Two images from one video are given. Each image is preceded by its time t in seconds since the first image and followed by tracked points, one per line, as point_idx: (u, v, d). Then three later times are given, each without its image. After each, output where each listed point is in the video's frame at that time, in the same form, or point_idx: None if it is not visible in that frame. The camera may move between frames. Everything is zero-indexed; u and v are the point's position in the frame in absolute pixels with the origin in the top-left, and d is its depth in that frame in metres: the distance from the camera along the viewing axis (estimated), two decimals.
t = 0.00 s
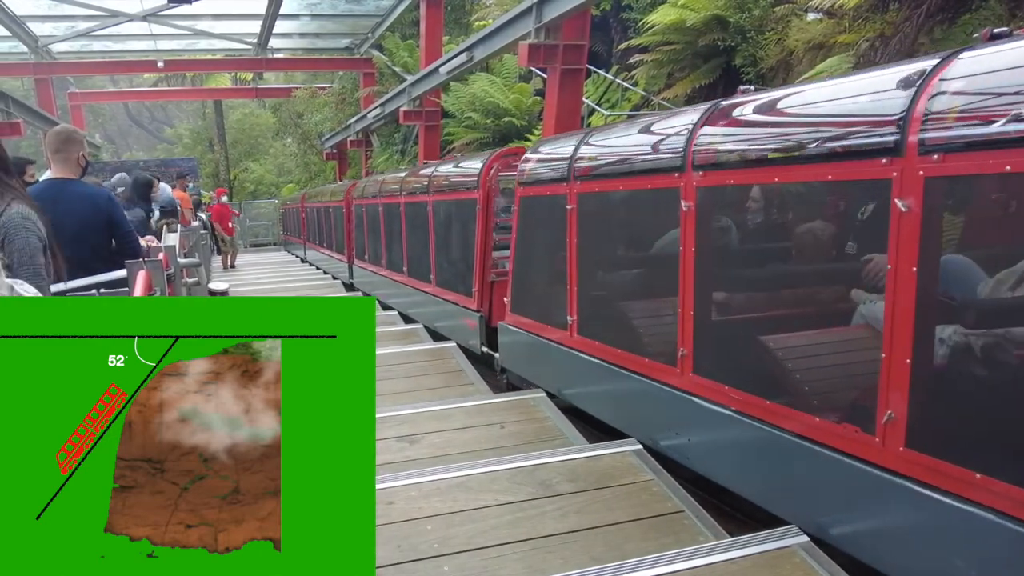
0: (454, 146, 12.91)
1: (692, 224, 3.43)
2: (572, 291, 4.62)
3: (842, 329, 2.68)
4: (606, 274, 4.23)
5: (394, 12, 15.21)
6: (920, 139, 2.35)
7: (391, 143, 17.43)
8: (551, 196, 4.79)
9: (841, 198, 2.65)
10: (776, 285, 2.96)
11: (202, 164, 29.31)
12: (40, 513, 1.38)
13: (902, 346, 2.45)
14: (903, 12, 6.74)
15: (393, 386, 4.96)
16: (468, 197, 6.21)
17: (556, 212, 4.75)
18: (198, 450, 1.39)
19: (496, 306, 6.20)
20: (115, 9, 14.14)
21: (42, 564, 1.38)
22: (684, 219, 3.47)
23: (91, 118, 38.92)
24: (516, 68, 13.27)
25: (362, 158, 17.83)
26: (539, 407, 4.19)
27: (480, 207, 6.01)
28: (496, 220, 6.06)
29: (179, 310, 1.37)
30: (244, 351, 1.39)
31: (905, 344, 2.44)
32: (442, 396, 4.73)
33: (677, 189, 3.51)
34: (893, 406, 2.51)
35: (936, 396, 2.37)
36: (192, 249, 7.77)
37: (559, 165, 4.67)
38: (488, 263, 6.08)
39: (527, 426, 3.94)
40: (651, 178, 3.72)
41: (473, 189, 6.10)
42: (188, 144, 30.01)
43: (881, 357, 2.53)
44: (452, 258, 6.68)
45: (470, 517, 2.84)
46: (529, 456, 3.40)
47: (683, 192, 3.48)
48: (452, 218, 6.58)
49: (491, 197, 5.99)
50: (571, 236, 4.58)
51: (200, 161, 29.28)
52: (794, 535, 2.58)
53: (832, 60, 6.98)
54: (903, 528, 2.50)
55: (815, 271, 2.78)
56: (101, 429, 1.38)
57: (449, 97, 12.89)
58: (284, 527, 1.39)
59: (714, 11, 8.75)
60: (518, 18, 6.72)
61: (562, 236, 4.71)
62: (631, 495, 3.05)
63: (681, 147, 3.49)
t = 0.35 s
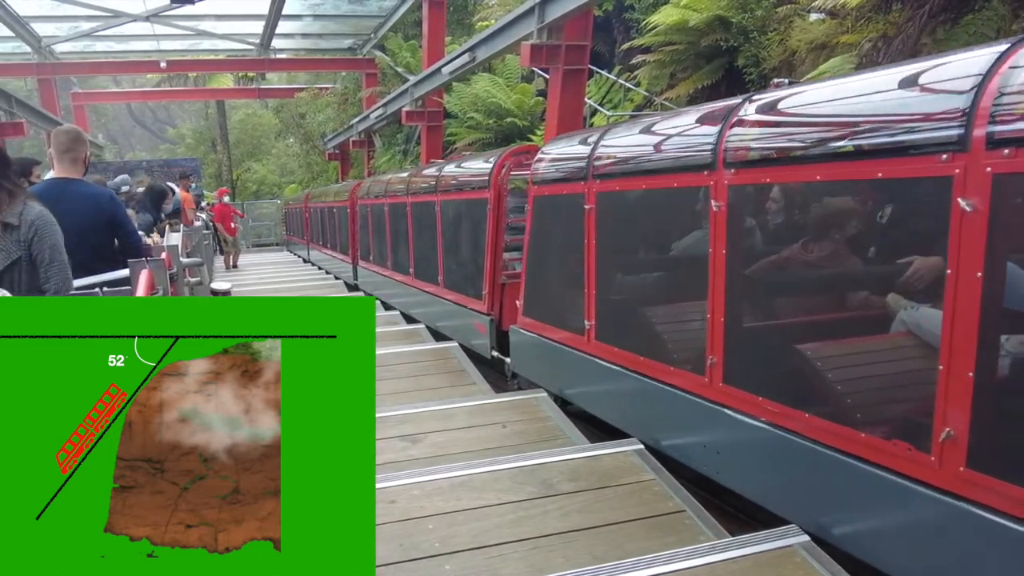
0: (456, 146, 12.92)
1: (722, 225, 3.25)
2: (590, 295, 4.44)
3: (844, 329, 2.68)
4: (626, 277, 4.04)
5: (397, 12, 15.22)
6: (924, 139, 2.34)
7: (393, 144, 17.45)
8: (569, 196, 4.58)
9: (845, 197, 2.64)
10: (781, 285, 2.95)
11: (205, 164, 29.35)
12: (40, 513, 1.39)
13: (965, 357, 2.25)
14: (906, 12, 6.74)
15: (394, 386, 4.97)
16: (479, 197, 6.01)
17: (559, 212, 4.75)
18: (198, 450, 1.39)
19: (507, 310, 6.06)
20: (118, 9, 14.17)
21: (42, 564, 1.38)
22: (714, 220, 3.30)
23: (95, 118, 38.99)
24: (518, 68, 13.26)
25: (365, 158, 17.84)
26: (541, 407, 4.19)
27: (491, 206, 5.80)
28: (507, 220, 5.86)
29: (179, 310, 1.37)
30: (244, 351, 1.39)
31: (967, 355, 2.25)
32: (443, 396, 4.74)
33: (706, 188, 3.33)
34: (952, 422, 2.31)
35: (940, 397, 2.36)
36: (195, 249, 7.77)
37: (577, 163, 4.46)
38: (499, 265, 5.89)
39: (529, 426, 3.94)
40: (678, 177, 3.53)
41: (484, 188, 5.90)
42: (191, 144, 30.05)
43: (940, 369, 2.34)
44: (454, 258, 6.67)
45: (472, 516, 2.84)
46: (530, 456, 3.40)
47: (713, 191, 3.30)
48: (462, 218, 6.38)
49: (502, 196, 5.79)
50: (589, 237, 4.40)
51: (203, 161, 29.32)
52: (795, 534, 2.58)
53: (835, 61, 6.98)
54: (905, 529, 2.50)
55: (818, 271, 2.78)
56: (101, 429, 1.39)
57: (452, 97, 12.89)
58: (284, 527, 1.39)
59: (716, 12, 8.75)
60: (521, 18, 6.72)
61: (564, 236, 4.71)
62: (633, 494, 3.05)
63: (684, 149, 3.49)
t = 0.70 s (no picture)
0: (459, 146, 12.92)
1: (752, 225, 3.08)
2: (607, 299, 4.25)
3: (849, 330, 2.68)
4: (643, 279, 3.89)
5: (400, 12, 15.24)
6: (928, 138, 2.34)
7: (396, 144, 17.47)
8: (586, 195, 4.39)
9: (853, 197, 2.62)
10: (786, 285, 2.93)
11: (209, 164, 29.38)
12: (40, 513, 1.38)
13: None
14: (911, 12, 6.73)
15: (396, 386, 4.96)
16: (489, 196, 5.87)
17: (563, 212, 4.74)
18: (198, 450, 1.39)
19: (517, 312, 5.92)
20: (121, 9, 14.19)
21: (43, 564, 1.38)
22: (744, 220, 3.11)
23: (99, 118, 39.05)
24: (521, 68, 13.26)
25: (368, 158, 17.85)
26: (544, 407, 4.18)
27: (501, 206, 5.68)
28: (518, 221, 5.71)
29: (179, 310, 1.37)
30: (244, 351, 1.39)
31: None
32: (445, 396, 4.73)
33: (735, 186, 3.17)
34: (1012, 438, 2.15)
35: (948, 399, 2.34)
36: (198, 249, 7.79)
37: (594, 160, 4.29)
38: (510, 266, 5.76)
39: (532, 426, 3.94)
40: (703, 175, 3.36)
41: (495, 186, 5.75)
42: (194, 144, 30.10)
43: (998, 380, 2.18)
44: (458, 259, 6.66)
45: (474, 516, 2.84)
46: (533, 456, 3.39)
47: (742, 190, 3.14)
48: (471, 218, 6.27)
49: (513, 195, 5.64)
50: (607, 238, 4.23)
51: (206, 161, 29.37)
52: (799, 535, 2.57)
53: (839, 61, 6.97)
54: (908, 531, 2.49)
55: (825, 272, 2.76)
56: (101, 429, 1.38)
57: (455, 97, 12.90)
58: (284, 527, 1.39)
59: (720, 12, 8.76)
60: (524, 18, 6.72)
61: (567, 236, 4.71)
62: (636, 494, 3.04)
63: (686, 149, 3.49)
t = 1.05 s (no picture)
0: (462, 146, 12.93)
1: (785, 223, 2.92)
2: (626, 300, 4.11)
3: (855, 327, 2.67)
4: (663, 279, 3.76)
5: (403, 12, 15.26)
6: (932, 134, 2.34)
7: (399, 144, 17.49)
8: (602, 192, 4.26)
9: (874, 192, 2.56)
10: (807, 284, 2.85)
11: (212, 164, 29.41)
12: (40, 513, 1.37)
13: None
14: (915, 11, 6.74)
15: (400, 384, 4.96)
16: (500, 194, 5.82)
17: (567, 210, 4.73)
18: (199, 449, 1.39)
19: (530, 314, 5.85)
20: (125, 10, 14.21)
21: (43, 565, 1.37)
22: (774, 218, 2.97)
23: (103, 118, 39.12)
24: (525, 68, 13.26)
25: (371, 158, 17.87)
26: (549, 404, 4.18)
27: (513, 204, 5.63)
28: (531, 220, 5.69)
29: (178, 310, 1.36)
30: (244, 351, 1.39)
31: None
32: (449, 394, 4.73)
33: (765, 182, 3.01)
34: None
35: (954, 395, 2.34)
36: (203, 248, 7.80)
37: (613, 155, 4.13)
38: (522, 266, 5.72)
39: (537, 423, 3.93)
40: (732, 170, 3.20)
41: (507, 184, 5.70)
42: (197, 144, 30.14)
43: None
44: (467, 258, 6.63)
45: (479, 512, 2.83)
46: (537, 453, 3.39)
47: (772, 186, 2.98)
48: (481, 217, 6.22)
49: (525, 193, 5.61)
50: (626, 236, 4.07)
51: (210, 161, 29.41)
52: (803, 530, 2.56)
53: (843, 59, 6.97)
54: (913, 527, 2.48)
55: (845, 271, 2.69)
56: (101, 429, 1.38)
57: (458, 97, 12.92)
58: (284, 528, 1.39)
59: (724, 11, 8.78)
60: (527, 18, 6.73)
61: (572, 234, 4.70)
62: (641, 490, 3.03)
63: (689, 146, 3.50)
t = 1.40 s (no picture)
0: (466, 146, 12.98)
1: (818, 217, 2.80)
2: (647, 296, 3.96)
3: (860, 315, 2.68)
4: (685, 275, 3.63)
5: (406, 13, 15.31)
6: (932, 124, 2.36)
7: (402, 144, 17.54)
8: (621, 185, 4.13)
9: (904, 182, 2.47)
10: (837, 278, 2.74)
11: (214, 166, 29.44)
12: (40, 513, 1.37)
13: None
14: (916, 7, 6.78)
15: (406, 379, 4.97)
16: (514, 190, 5.81)
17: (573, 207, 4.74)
18: (198, 450, 1.39)
19: (544, 313, 5.84)
20: (129, 11, 14.28)
21: (42, 565, 1.37)
22: (807, 208, 2.84)
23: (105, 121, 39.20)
24: (527, 68, 13.30)
25: (374, 158, 17.91)
26: (555, 398, 4.19)
27: (527, 199, 5.61)
28: (544, 214, 5.67)
29: (178, 311, 1.35)
30: (244, 351, 1.38)
31: None
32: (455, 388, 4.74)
33: (797, 173, 2.88)
34: None
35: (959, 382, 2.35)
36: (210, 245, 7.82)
37: (634, 147, 3.99)
38: (535, 263, 5.71)
39: (543, 416, 3.94)
40: (761, 161, 3.07)
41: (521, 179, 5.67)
42: (199, 146, 30.19)
43: None
44: (478, 257, 6.65)
45: (488, 500, 2.84)
46: (545, 443, 3.39)
47: (804, 176, 2.85)
48: (494, 212, 6.21)
49: (539, 189, 5.59)
50: (647, 231, 3.93)
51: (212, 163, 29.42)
52: (809, 515, 2.56)
53: (846, 55, 7.01)
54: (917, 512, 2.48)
55: (875, 264, 2.61)
56: (101, 429, 1.37)
57: (460, 97, 12.97)
58: (284, 527, 1.39)
59: (725, 10, 8.84)
60: (529, 17, 6.77)
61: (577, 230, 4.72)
62: (647, 479, 3.04)
63: (690, 141, 3.53)
